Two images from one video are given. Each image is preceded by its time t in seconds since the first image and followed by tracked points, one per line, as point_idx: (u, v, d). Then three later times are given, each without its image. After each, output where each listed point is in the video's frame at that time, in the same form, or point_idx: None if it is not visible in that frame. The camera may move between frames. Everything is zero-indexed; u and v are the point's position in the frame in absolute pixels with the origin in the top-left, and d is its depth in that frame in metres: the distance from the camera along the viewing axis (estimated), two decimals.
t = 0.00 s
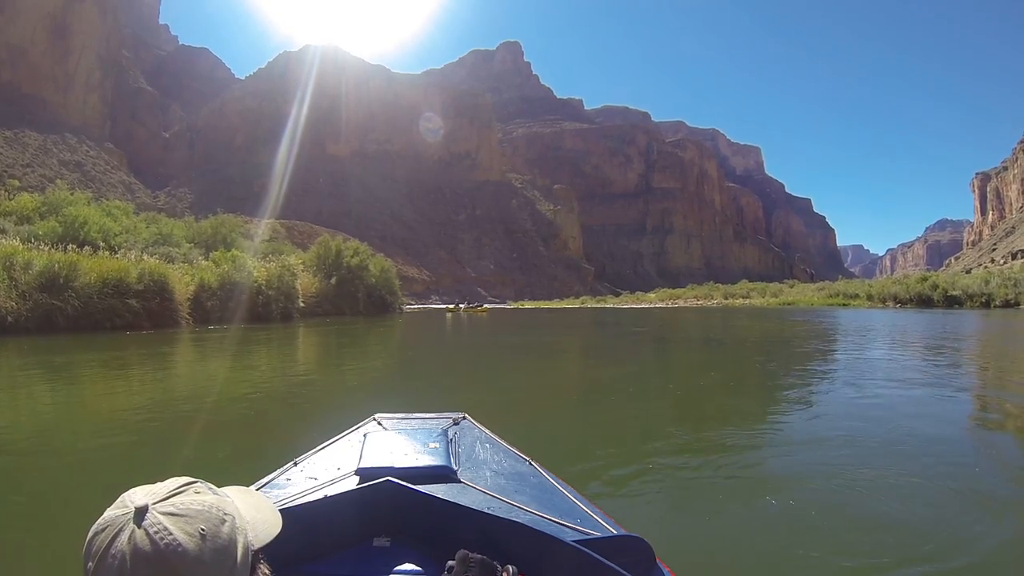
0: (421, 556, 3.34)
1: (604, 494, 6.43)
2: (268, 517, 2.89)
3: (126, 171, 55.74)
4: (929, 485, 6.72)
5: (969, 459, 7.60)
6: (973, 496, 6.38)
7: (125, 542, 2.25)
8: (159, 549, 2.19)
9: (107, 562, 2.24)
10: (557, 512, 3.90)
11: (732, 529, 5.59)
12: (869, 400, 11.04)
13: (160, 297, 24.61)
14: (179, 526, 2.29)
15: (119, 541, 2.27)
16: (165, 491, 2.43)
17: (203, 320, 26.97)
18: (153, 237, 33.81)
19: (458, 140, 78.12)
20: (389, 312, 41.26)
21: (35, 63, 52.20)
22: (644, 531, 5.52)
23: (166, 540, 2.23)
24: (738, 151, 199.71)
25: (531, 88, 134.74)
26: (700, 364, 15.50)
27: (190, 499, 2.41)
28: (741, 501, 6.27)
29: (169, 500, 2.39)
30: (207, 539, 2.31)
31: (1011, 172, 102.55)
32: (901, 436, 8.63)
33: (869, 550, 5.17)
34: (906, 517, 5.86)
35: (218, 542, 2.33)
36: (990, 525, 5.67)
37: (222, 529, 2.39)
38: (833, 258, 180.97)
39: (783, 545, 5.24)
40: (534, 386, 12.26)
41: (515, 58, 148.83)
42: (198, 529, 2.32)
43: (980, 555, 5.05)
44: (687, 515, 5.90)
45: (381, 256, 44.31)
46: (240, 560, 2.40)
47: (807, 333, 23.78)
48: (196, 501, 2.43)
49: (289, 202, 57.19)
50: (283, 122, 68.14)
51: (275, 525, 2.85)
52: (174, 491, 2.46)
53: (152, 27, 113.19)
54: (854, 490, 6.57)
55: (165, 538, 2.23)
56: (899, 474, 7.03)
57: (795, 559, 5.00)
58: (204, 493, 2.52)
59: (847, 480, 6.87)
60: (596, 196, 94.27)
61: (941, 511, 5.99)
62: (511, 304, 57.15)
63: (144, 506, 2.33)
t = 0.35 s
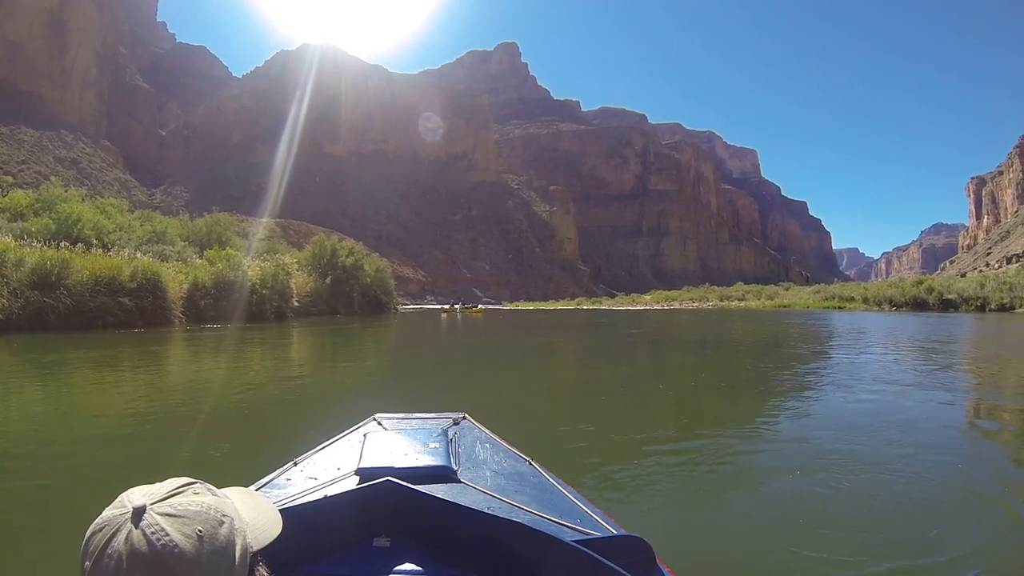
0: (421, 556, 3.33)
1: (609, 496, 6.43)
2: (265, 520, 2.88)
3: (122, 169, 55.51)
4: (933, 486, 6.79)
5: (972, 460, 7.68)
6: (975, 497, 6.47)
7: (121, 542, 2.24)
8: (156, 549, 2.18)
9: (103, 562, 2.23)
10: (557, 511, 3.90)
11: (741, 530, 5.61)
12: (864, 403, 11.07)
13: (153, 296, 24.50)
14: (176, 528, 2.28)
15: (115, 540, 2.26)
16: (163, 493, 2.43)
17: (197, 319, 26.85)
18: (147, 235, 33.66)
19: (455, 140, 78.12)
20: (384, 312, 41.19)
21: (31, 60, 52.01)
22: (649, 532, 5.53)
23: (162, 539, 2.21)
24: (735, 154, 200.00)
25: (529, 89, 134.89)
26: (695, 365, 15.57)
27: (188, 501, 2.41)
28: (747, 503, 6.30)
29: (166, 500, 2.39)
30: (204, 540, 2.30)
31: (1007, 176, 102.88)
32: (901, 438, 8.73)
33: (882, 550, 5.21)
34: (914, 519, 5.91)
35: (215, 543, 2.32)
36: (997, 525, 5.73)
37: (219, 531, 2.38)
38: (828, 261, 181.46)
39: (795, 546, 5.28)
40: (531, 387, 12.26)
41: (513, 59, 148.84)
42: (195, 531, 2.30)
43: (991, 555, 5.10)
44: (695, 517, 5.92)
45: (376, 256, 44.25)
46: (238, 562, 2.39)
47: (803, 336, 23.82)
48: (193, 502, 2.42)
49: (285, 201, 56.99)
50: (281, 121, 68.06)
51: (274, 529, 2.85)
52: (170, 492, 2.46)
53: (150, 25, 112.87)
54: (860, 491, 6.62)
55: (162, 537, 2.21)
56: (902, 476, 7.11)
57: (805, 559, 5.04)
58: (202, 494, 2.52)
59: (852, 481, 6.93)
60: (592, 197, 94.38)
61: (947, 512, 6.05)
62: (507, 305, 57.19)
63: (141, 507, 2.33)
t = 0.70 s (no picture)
0: (421, 556, 3.32)
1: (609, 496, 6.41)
2: (262, 520, 2.88)
3: (114, 170, 55.21)
4: (933, 482, 6.86)
5: (969, 457, 7.76)
6: (974, 493, 6.54)
7: (117, 543, 2.23)
8: (152, 549, 2.17)
9: (100, 563, 2.22)
10: (557, 512, 3.90)
11: (744, 529, 5.63)
12: (856, 400, 11.18)
13: (144, 297, 24.38)
14: (173, 527, 2.27)
15: (110, 541, 2.25)
16: (160, 492, 2.43)
17: (188, 320, 26.73)
18: (138, 236, 33.49)
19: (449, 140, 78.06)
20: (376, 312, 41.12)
21: (22, 60, 51.70)
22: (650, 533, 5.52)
23: (159, 538, 2.21)
24: (728, 154, 200.51)
25: (522, 89, 134.95)
26: (690, 363, 15.67)
27: (184, 501, 2.40)
28: (749, 501, 6.31)
29: (163, 500, 2.38)
30: (200, 540, 2.29)
31: (999, 175, 103.54)
32: (897, 435, 8.82)
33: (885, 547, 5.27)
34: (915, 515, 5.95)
35: (211, 542, 2.31)
36: (998, 522, 5.79)
37: (216, 531, 2.37)
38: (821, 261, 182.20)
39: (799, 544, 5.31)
40: (525, 387, 12.26)
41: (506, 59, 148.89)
42: (191, 530, 2.30)
43: (991, 551, 5.17)
44: (699, 516, 5.93)
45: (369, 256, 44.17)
46: (235, 561, 2.39)
47: (798, 334, 23.90)
48: (190, 502, 2.41)
49: (278, 201, 56.75)
50: (273, 121, 67.84)
51: (271, 529, 2.84)
52: (166, 492, 2.44)
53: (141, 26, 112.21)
54: (862, 489, 6.66)
55: (159, 538, 2.20)
56: (902, 473, 7.19)
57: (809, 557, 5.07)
58: (199, 494, 2.51)
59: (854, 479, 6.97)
60: (585, 197, 94.47)
61: (947, 509, 6.12)
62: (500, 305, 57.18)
63: (137, 506, 2.31)
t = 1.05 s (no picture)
0: (422, 555, 3.33)
1: (608, 494, 6.42)
2: (264, 521, 2.87)
3: (104, 171, 54.89)
4: (928, 476, 6.97)
5: (964, 451, 7.87)
6: (971, 487, 6.63)
7: (119, 546, 2.22)
8: (155, 553, 2.16)
9: (102, 565, 2.21)
10: (557, 512, 3.90)
11: (738, 521, 5.74)
12: (847, 395, 11.30)
13: (133, 299, 24.26)
14: (176, 531, 2.25)
15: (113, 545, 2.23)
16: (162, 495, 2.42)
17: (178, 322, 26.58)
18: (128, 237, 33.31)
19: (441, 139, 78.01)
20: (368, 313, 41.04)
21: (11, 61, 51.31)
22: (650, 532, 5.51)
23: (161, 543, 2.19)
24: (719, 152, 201.12)
25: (513, 88, 134.97)
26: (685, 361, 15.78)
27: (187, 503, 2.39)
28: (749, 497, 6.36)
29: (165, 504, 2.37)
30: (203, 544, 2.28)
31: (988, 172, 104.38)
32: (891, 429, 8.92)
33: (887, 539, 5.33)
34: (914, 509, 6.02)
35: (215, 545, 2.30)
36: (996, 515, 5.88)
37: (219, 534, 2.36)
38: (813, 257, 183.01)
39: (799, 539, 5.37)
40: (521, 385, 12.26)
41: (497, 58, 148.90)
42: (194, 534, 2.28)
43: (991, 544, 5.24)
44: (700, 513, 5.96)
45: (361, 256, 44.08)
46: (237, 563, 2.38)
47: (791, 331, 24.02)
48: (192, 504, 2.40)
49: (269, 202, 56.54)
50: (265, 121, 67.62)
51: (274, 531, 2.84)
52: (170, 495, 2.43)
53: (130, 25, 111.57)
54: (860, 483, 6.73)
55: (161, 542, 2.19)
56: (898, 467, 7.27)
57: (809, 550, 5.14)
58: (201, 497, 2.50)
59: (851, 474, 7.05)
60: (577, 195, 94.58)
61: (945, 502, 6.20)
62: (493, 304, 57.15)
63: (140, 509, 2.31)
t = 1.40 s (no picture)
0: (422, 555, 3.34)
1: (607, 494, 6.47)
2: (271, 522, 2.86)
3: (97, 168, 54.59)
4: (924, 475, 7.04)
5: (957, 450, 7.99)
6: (965, 485, 6.74)
7: (132, 547, 2.20)
8: (168, 556, 2.15)
9: (113, 567, 2.19)
10: (557, 511, 3.91)
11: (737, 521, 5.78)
12: (841, 397, 11.34)
13: (123, 297, 24.14)
14: (189, 532, 2.25)
15: (125, 546, 2.22)
16: (174, 496, 2.41)
17: (169, 320, 26.41)
18: (119, 234, 33.15)
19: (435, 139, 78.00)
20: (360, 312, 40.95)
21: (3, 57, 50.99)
22: (651, 531, 5.54)
23: (174, 544, 2.18)
24: (713, 153, 201.25)
25: (508, 88, 134.96)
26: (680, 362, 15.80)
27: (198, 505, 2.38)
28: (749, 497, 6.41)
29: (176, 505, 2.36)
30: (216, 546, 2.27)
31: (981, 176, 105.07)
32: (884, 429, 9.05)
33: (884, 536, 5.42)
34: (912, 507, 6.11)
35: (227, 547, 2.29)
36: (993, 513, 5.95)
37: (232, 535, 2.35)
38: (805, 259, 183.76)
39: (801, 536, 5.45)
40: (517, 386, 12.28)
41: (492, 58, 148.92)
42: (207, 535, 2.28)
43: (993, 545, 5.27)
44: (699, 511, 6.03)
45: (354, 255, 44.02)
46: (249, 564, 2.37)
47: (784, 332, 24.05)
48: (204, 506, 2.39)
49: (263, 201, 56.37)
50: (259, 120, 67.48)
51: (281, 531, 2.84)
52: (181, 495, 2.42)
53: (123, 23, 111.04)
54: (858, 482, 6.83)
55: (175, 544, 2.18)
56: (894, 466, 7.37)
57: (808, 550, 5.17)
58: (211, 498, 2.49)
59: (848, 472, 7.15)
60: (571, 196, 94.67)
61: (943, 501, 6.28)
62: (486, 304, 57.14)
63: (151, 511, 2.30)
